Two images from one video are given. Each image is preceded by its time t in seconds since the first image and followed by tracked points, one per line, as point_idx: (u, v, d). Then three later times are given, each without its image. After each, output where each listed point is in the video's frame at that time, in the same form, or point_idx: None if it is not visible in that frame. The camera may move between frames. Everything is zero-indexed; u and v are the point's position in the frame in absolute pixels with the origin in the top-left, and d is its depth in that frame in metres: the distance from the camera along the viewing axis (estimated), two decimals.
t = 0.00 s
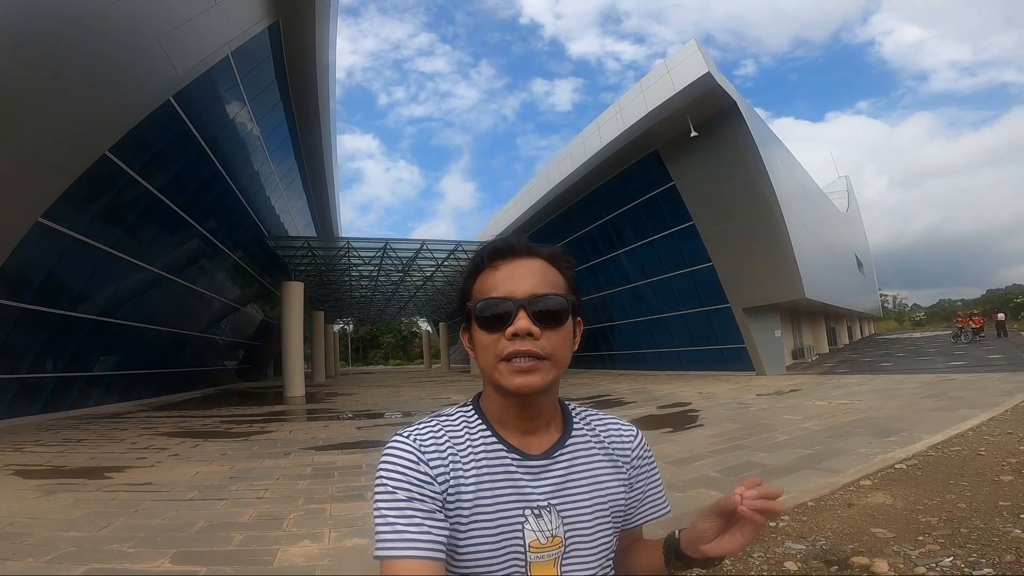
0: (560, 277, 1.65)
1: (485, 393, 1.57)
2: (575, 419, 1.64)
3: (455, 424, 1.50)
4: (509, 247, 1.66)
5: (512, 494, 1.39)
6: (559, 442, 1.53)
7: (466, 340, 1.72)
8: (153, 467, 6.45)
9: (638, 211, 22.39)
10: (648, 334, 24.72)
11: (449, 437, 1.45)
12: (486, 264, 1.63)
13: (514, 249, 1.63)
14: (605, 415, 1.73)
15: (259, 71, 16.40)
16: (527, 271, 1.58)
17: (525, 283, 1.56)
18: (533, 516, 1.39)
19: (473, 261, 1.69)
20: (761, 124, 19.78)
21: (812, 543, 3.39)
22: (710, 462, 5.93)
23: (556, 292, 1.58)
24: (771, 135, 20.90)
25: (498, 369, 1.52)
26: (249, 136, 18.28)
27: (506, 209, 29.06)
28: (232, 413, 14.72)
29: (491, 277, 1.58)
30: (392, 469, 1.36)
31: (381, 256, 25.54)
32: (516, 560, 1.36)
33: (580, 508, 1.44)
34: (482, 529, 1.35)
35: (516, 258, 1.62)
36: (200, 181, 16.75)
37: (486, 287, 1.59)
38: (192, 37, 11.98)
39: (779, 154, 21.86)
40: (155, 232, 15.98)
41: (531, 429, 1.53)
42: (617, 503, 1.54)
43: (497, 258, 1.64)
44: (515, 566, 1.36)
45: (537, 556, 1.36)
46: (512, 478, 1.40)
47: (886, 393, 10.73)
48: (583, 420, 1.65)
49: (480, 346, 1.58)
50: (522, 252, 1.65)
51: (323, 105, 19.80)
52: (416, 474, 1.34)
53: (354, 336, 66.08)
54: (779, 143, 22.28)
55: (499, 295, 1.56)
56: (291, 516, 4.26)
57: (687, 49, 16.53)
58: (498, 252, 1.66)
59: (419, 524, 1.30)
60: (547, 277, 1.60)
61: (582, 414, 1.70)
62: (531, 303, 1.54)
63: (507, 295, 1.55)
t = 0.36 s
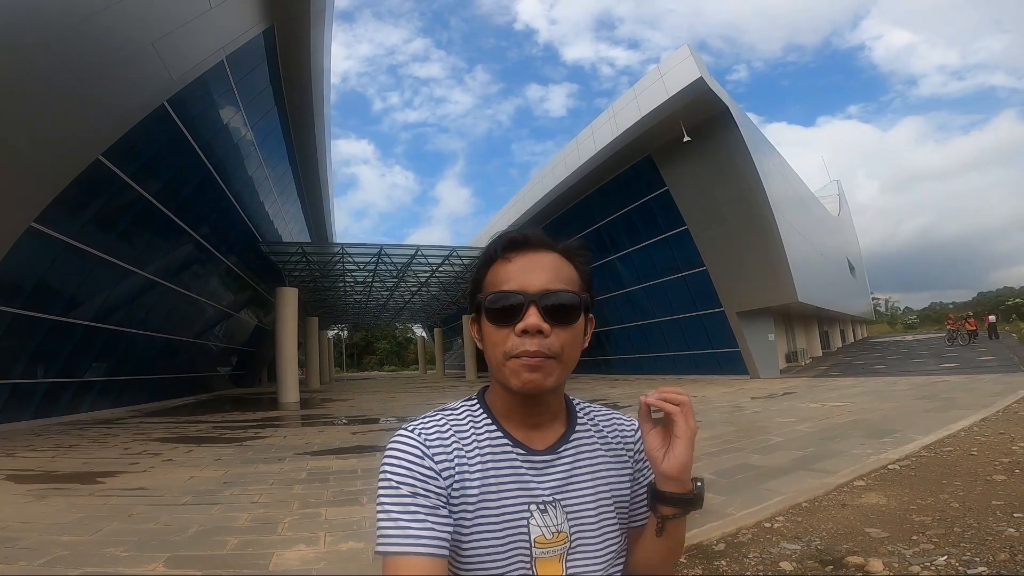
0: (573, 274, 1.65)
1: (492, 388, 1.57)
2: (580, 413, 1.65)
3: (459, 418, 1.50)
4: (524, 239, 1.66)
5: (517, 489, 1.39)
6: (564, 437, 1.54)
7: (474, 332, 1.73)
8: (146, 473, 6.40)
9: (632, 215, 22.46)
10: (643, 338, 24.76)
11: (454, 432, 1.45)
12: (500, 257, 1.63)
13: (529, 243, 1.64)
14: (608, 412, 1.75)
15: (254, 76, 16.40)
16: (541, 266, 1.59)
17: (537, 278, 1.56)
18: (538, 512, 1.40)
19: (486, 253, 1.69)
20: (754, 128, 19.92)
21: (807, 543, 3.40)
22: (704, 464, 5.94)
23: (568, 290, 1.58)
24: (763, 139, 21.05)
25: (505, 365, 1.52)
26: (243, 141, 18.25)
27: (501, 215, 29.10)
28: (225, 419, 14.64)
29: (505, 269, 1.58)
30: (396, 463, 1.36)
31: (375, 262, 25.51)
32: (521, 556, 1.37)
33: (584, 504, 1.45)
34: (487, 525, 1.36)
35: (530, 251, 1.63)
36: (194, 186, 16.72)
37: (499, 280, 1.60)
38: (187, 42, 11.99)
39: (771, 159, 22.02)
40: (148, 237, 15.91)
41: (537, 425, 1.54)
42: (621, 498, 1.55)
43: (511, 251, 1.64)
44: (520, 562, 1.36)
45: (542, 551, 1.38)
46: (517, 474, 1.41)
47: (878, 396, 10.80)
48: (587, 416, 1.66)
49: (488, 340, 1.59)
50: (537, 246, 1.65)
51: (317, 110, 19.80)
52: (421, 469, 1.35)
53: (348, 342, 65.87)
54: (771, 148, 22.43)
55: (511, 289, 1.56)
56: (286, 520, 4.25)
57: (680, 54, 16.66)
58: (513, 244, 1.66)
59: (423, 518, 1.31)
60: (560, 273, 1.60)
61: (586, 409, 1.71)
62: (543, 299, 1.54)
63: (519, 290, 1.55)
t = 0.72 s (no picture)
0: (560, 269, 1.73)
1: (483, 387, 1.66)
2: (569, 411, 1.75)
3: (449, 418, 1.59)
4: (511, 236, 1.75)
5: (509, 488, 1.48)
6: (554, 436, 1.62)
7: (463, 328, 1.81)
8: (149, 470, 6.50)
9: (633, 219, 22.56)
10: (643, 342, 24.83)
11: (444, 433, 1.53)
12: (487, 255, 1.71)
13: (515, 240, 1.72)
14: (598, 410, 1.84)
15: (258, 78, 16.54)
16: (530, 262, 1.67)
17: (525, 276, 1.64)
18: (531, 510, 1.48)
19: (473, 251, 1.77)
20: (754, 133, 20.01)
21: (794, 542, 3.49)
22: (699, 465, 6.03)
23: (555, 285, 1.66)
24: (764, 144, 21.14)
25: (497, 362, 1.60)
26: (247, 142, 18.39)
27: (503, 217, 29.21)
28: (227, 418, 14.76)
29: (493, 266, 1.66)
30: (387, 464, 1.45)
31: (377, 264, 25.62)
32: (516, 555, 1.44)
33: (573, 500, 1.54)
34: (478, 525, 1.43)
35: (517, 249, 1.71)
36: (199, 188, 16.87)
37: (488, 277, 1.68)
38: (194, 45, 12.13)
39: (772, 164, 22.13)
40: (152, 237, 16.05)
41: (527, 423, 1.62)
42: (613, 492, 1.64)
43: (499, 249, 1.73)
44: (514, 561, 1.44)
45: (536, 550, 1.45)
46: (507, 473, 1.49)
47: (875, 400, 10.87)
48: (577, 414, 1.76)
49: (478, 337, 1.67)
50: (524, 243, 1.74)
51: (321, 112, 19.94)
52: (411, 470, 1.43)
53: (349, 343, 66.00)
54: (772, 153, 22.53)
55: (499, 286, 1.64)
56: (287, 516, 4.35)
57: (681, 59, 16.78)
58: (500, 243, 1.74)
59: (414, 520, 1.38)
60: (548, 270, 1.68)
61: (577, 408, 1.81)
62: (531, 295, 1.62)
63: (507, 287, 1.63)
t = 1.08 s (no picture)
0: (547, 264, 1.85)
1: (482, 387, 1.76)
2: (571, 408, 1.84)
3: (452, 423, 1.67)
4: (497, 236, 1.87)
5: (513, 489, 1.56)
6: (558, 435, 1.71)
7: (456, 329, 1.92)
8: (152, 466, 6.66)
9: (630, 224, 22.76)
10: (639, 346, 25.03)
11: (446, 439, 1.61)
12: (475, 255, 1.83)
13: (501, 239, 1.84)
14: (602, 405, 1.92)
15: (263, 81, 16.74)
16: (516, 259, 1.78)
17: (512, 272, 1.76)
18: (536, 510, 1.56)
19: (461, 252, 1.88)
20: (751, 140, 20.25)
21: (774, 539, 3.65)
22: (688, 466, 6.22)
23: (543, 279, 1.78)
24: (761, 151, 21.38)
25: (492, 358, 1.71)
26: (250, 144, 18.57)
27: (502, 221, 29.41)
28: (228, 416, 14.92)
29: (481, 265, 1.77)
30: (391, 471, 1.52)
31: (377, 266, 25.80)
32: (524, 557, 1.53)
33: (578, 498, 1.63)
34: (485, 527, 1.52)
35: (503, 247, 1.83)
36: (202, 188, 17.04)
37: (477, 277, 1.79)
38: (201, 49, 12.31)
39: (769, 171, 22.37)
40: (155, 237, 16.19)
41: (526, 420, 1.73)
42: (618, 487, 1.73)
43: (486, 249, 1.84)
44: (522, 559, 1.53)
45: (544, 550, 1.54)
46: (512, 474, 1.58)
47: (864, 405, 11.09)
48: (579, 410, 1.85)
49: (470, 335, 1.78)
50: (509, 242, 1.86)
51: (324, 115, 20.14)
52: (414, 474, 1.51)
53: (347, 344, 66.16)
54: (769, 160, 22.77)
55: (489, 284, 1.76)
56: (290, 510, 4.51)
57: (679, 66, 17.00)
58: (487, 243, 1.86)
59: (420, 524, 1.46)
60: (534, 265, 1.79)
61: (580, 404, 1.89)
62: (520, 290, 1.74)
63: (496, 285, 1.75)
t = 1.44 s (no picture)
0: (547, 294, 1.88)
1: (487, 410, 1.80)
2: (572, 420, 1.91)
3: (462, 433, 1.72)
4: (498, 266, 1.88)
5: (519, 495, 1.62)
6: (559, 445, 1.78)
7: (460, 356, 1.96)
8: (157, 467, 6.80)
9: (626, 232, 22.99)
10: (634, 352, 25.24)
11: (458, 447, 1.67)
12: (477, 286, 1.85)
13: (502, 270, 1.86)
14: (601, 416, 2.00)
15: (265, 87, 16.93)
16: (518, 292, 1.81)
17: (515, 305, 1.78)
18: (540, 515, 1.63)
19: (463, 281, 1.90)
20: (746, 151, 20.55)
21: (757, 539, 3.83)
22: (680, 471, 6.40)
23: (544, 311, 1.81)
24: (755, 161, 21.67)
25: (498, 389, 1.75)
26: (252, 149, 18.75)
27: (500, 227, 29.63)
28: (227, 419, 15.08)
29: (484, 301, 1.80)
30: (407, 475, 1.58)
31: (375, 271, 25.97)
32: (528, 557, 1.59)
33: (579, 504, 1.69)
34: (494, 529, 1.58)
35: (506, 277, 1.84)
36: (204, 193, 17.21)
37: (480, 310, 1.82)
38: (207, 58, 12.51)
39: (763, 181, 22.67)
40: (156, 241, 16.33)
41: (531, 439, 1.77)
42: (616, 494, 1.80)
43: (488, 279, 1.85)
44: (526, 561, 1.58)
45: (546, 551, 1.60)
46: (518, 481, 1.63)
47: (852, 412, 11.35)
48: (580, 421, 1.92)
49: (475, 366, 1.82)
50: (510, 272, 1.86)
51: (325, 121, 20.35)
52: (428, 478, 1.57)
53: (343, 348, 66.28)
54: (764, 170, 23.07)
55: (493, 319, 1.79)
56: (294, 510, 4.67)
57: (676, 78, 17.28)
58: (488, 274, 1.87)
59: (435, 523, 1.52)
60: (536, 297, 1.82)
61: (578, 415, 1.96)
62: (523, 324, 1.77)
63: (500, 319, 1.78)
